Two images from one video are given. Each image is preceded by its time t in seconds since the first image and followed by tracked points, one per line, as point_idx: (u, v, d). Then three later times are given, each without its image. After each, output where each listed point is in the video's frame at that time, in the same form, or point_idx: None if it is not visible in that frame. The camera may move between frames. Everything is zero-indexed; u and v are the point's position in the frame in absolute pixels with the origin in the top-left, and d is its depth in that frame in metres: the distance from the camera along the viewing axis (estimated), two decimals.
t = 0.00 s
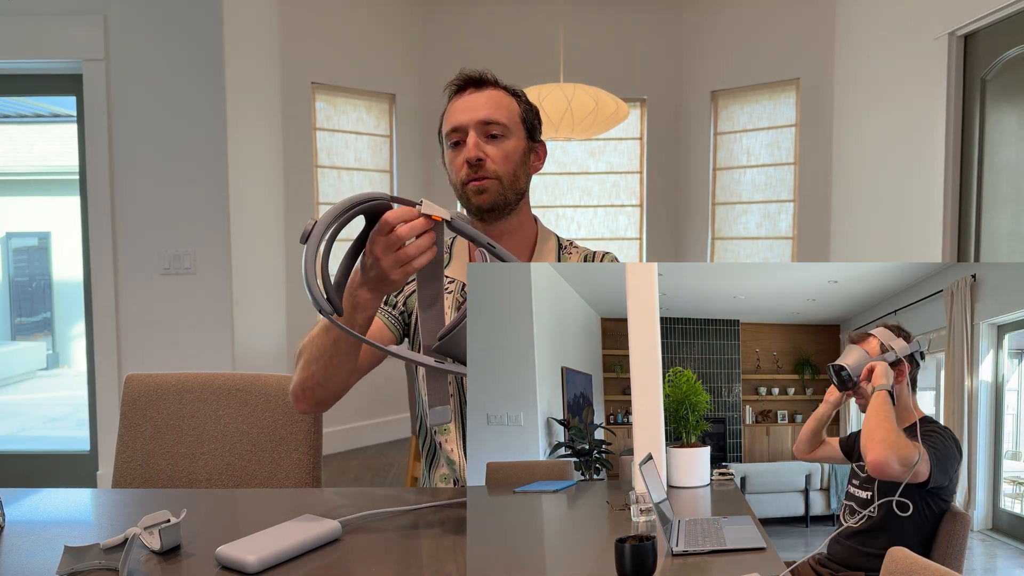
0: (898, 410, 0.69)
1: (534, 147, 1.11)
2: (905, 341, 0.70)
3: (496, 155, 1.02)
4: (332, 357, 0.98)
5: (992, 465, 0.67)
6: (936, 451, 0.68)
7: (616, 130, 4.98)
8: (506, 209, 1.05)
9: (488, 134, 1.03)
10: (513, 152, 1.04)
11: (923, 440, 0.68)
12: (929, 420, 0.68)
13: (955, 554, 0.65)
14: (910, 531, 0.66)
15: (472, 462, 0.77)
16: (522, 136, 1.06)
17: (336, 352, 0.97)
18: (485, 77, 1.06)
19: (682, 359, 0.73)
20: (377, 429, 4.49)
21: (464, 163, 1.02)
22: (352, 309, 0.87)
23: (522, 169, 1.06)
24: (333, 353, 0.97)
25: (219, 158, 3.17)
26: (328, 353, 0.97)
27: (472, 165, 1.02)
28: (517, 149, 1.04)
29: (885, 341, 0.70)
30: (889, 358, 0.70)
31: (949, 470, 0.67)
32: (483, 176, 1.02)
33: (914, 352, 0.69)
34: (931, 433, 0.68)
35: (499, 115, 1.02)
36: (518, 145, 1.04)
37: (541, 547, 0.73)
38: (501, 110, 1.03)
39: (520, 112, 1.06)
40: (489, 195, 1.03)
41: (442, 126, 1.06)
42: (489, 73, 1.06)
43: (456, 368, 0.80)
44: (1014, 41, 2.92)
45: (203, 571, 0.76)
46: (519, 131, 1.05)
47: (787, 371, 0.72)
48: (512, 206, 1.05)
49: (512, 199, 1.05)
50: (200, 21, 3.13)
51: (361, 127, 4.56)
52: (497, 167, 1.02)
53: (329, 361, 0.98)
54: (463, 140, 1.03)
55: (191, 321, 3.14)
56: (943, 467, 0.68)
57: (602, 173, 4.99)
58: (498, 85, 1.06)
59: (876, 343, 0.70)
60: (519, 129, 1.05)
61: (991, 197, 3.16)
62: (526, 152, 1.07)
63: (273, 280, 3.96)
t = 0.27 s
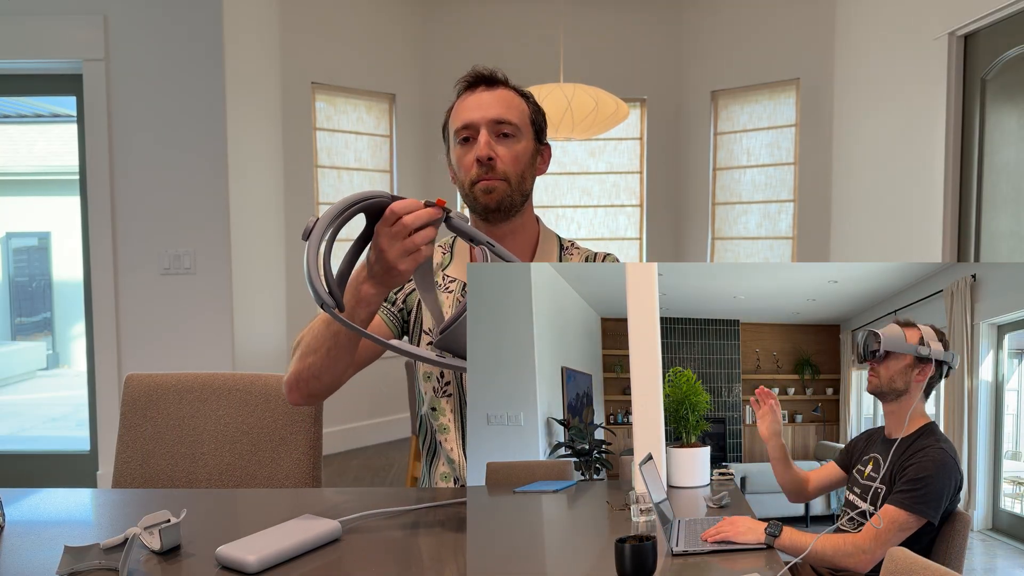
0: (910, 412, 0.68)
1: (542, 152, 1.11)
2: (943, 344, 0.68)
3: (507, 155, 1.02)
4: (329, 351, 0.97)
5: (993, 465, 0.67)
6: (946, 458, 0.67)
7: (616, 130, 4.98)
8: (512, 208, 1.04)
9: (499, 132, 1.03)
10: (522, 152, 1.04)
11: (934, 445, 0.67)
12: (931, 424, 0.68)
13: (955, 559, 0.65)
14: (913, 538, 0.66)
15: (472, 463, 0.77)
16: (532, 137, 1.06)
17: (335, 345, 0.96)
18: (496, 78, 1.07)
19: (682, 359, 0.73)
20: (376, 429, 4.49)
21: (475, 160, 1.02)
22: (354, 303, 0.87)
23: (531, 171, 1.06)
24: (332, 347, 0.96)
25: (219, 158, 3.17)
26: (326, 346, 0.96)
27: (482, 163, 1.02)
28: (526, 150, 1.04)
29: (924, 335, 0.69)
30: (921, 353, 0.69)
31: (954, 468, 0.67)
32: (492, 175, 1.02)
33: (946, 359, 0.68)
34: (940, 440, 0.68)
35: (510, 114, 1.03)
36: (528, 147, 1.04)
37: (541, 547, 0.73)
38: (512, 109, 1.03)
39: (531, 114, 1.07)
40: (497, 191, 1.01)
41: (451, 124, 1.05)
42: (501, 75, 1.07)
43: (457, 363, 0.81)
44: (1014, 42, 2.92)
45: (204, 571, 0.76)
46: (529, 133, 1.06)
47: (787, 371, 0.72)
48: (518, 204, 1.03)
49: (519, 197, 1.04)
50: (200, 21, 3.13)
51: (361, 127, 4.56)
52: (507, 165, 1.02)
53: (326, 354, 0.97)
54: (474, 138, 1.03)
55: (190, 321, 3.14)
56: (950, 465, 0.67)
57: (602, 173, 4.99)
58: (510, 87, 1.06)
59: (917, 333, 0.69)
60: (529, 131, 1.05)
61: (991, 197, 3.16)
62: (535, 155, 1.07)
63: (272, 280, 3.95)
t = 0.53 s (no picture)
0: (905, 413, 0.69)
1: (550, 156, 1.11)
2: (929, 344, 0.69)
3: (518, 169, 1.02)
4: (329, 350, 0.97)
5: (993, 464, 0.67)
6: (943, 458, 0.67)
7: (617, 130, 4.98)
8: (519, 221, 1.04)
9: (511, 145, 1.02)
10: (533, 165, 1.03)
11: (929, 446, 0.68)
12: (925, 424, 0.68)
13: (956, 558, 0.65)
14: (911, 539, 0.65)
15: (472, 463, 0.77)
16: (542, 147, 1.05)
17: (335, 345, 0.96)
18: (510, 81, 1.04)
19: (682, 359, 0.73)
20: (376, 429, 4.49)
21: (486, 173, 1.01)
22: (354, 299, 0.88)
23: (540, 182, 1.06)
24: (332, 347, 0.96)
25: (218, 158, 3.17)
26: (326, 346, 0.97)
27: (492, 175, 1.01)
28: (537, 162, 1.04)
29: (912, 337, 0.69)
30: (912, 355, 0.69)
31: (952, 469, 0.67)
32: (503, 189, 1.01)
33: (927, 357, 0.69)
34: (936, 441, 0.68)
35: (523, 126, 1.01)
36: (539, 158, 1.04)
37: (541, 547, 0.73)
38: (526, 121, 1.02)
39: (542, 121, 1.05)
40: (505, 206, 1.01)
41: (462, 129, 1.04)
42: (515, 78, 1.04)
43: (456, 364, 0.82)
44: (1014, 42, 2.92)
45: (203, 571, 0.76)
46: (540, 142, 1.05)
47: (788, 371, 0.72)
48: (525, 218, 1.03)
49: (527, 210, 1.04)
50: (200, 21, 3.13)
51: (361, 127, 4.56)
52: (517, 180, 1.02)
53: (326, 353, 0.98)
54: (485, 148, 1.02)
55: (190, 321, 3.14)
56: (947, 466, 0.67)
57: (602, 173, 4.99)
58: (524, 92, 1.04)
59: (904, 336, 0.69)
60: (541, 141, 1.04)
61: (991, 197, 3.16)
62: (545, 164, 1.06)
63: (272, 280, 3.95)
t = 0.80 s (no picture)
0: (903, 413, 0.68)
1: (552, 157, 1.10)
2: (921, 339, 0.69)
3: (517, 172, 1.01)
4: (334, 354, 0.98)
5: (993, 464, 0.67)
6: (940, 456, 0.68)
7: (617, 130, 4.98)
8: (515, 224, 1.04)
9: (509, 148, 1.01)
10: (532, 168, 1.03)
11: (924, 443, 0.68)
12: (929, 420, 0.68)
13: (956, 557, 0.66)
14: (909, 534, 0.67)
15: (472, 462, 0.77)
16: (542, 150, 1.05)
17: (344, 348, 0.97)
18: (511, 83, 1.04)
19: (682, 359, 0.73)
20: (376, 429, 4.49)
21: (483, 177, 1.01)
22: (358, 310, 0.90)
23: (539, 184, 1.06)
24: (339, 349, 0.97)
25: (219, 158, 3.17)
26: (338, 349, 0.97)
27: (490, 179, 1.01)
28: (536, 165, 1.03)
29: (901, 337, 0.69)
30: (901, 354, 0.69)
31: (947, 466, 0.68)
32: (501, 193, 1.01)
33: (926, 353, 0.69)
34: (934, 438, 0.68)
35: (522, 130, 1.01)
36: (538, 161, 1.04)
37: (541, 547, 0.73)
38: (525, 125, 1.01)
39: (543, 123, 1.05)
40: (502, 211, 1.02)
41: (462, 129, 1.04)
42: (516, 79, 1.03)
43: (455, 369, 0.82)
44: (1014, 42, 2.92)
45: (203, 571, 0.76)
46: (540, 145, 1.04)
47: (788, 371, 0.71)
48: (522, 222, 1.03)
49: (526, 214, 1.04)
50: (200, 21, 3.13)
51: (361, 127, 4.56)
52: (515, 184, 1.01)
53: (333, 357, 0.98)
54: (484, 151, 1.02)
55: (191, 321, 3.14)
56: (942, 463, 0.68)
57: (602, 173, 4.99)
58: (525, 93, 1.03)
59: (892, 337, 0.70)
60: (540, 144, 1.04)
61: (991, 197, 3.16)
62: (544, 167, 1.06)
63: (272, 281, 3.96)
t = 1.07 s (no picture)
0: (901, 413, 0.68)
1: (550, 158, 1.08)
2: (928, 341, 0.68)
3: (513, 178, 1.00)
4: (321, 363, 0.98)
5: (994, 464, 0.67)
6: (944, 461, 0.67)
7: (617, 130, 4.98)
8: (513, 228, 1.03)
9: (506, 153, 1.00)
10: (528, 172, 1.01)
11: (932, 448, 0.67)
12: (931, 426, 0.67)
13: (956, 559, 0.65)
14: (910, 542, 0.65)
15: (472, 462, 0.77)
16: (538, 153, 1.03)
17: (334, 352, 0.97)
18: (506, 86, 1.02)
19: (682, 359, 0.73)
20: (376, 429, 4.49)
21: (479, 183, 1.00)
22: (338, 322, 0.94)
23: (537, 188, 1.04)
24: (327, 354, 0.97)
25: (219, 158, 3.17)
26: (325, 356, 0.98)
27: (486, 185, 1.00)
28: (533, 169, 1.02)
29: (903, 336, 0.69)
30: (898, 355, 0.69)
31: (955, 471, 0.67)
32: (497, 199, 1.00)
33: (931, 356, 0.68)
34: (939, 442, 0.67)
35: (517, 134, 1.00)
36: (535, 165, 1.02)
37: (541, 547, 0.73)
38: (521, 129, 1.00)
39: (539, 125, 1.03)
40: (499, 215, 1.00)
41: (457, 134, 1.03)
42: (510, 82, 1.01)
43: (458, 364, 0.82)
44: (1014, 42, 2.92)
45: (203, 571, 0.76)
46: (536, 148, 1.03)
47: (788, 371, 0.72)
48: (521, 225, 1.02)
49: (525, 219, 1.03)
50: (200, 21, 3.13)
51: (361, 127, 4.56)
52: (511, 190, 1.00)
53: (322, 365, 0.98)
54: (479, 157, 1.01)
55: (190, 321, 3.13)
56: (949, 468, 0.67)
57: (602, 173, 4.99)
58: (520, 96, 1.02)
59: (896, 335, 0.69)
60: (536, 147, 1.02)
61: (991, 197, 3.16)
62: (542, 169, 1.04)
63: (272, 280, 3.95)
